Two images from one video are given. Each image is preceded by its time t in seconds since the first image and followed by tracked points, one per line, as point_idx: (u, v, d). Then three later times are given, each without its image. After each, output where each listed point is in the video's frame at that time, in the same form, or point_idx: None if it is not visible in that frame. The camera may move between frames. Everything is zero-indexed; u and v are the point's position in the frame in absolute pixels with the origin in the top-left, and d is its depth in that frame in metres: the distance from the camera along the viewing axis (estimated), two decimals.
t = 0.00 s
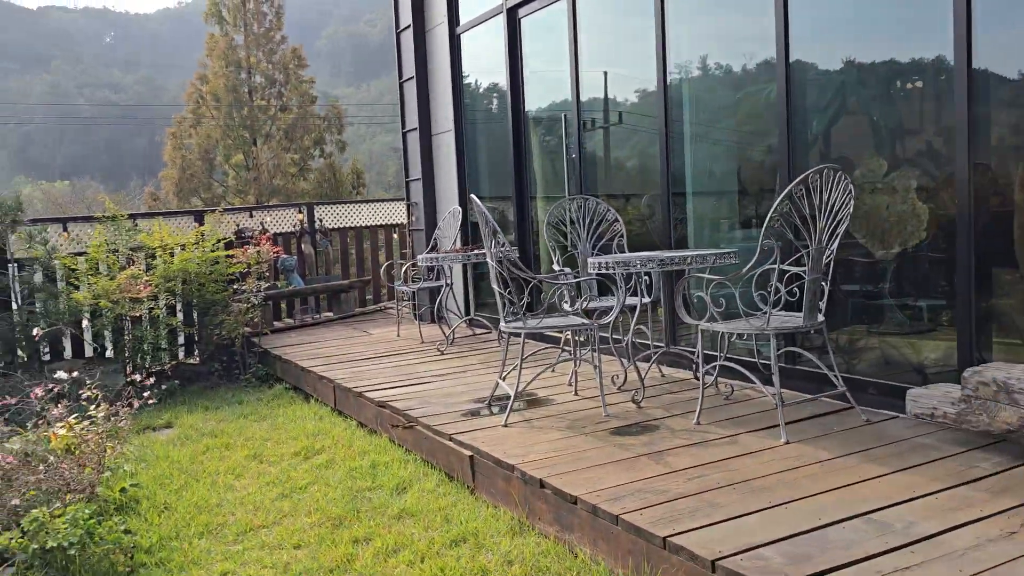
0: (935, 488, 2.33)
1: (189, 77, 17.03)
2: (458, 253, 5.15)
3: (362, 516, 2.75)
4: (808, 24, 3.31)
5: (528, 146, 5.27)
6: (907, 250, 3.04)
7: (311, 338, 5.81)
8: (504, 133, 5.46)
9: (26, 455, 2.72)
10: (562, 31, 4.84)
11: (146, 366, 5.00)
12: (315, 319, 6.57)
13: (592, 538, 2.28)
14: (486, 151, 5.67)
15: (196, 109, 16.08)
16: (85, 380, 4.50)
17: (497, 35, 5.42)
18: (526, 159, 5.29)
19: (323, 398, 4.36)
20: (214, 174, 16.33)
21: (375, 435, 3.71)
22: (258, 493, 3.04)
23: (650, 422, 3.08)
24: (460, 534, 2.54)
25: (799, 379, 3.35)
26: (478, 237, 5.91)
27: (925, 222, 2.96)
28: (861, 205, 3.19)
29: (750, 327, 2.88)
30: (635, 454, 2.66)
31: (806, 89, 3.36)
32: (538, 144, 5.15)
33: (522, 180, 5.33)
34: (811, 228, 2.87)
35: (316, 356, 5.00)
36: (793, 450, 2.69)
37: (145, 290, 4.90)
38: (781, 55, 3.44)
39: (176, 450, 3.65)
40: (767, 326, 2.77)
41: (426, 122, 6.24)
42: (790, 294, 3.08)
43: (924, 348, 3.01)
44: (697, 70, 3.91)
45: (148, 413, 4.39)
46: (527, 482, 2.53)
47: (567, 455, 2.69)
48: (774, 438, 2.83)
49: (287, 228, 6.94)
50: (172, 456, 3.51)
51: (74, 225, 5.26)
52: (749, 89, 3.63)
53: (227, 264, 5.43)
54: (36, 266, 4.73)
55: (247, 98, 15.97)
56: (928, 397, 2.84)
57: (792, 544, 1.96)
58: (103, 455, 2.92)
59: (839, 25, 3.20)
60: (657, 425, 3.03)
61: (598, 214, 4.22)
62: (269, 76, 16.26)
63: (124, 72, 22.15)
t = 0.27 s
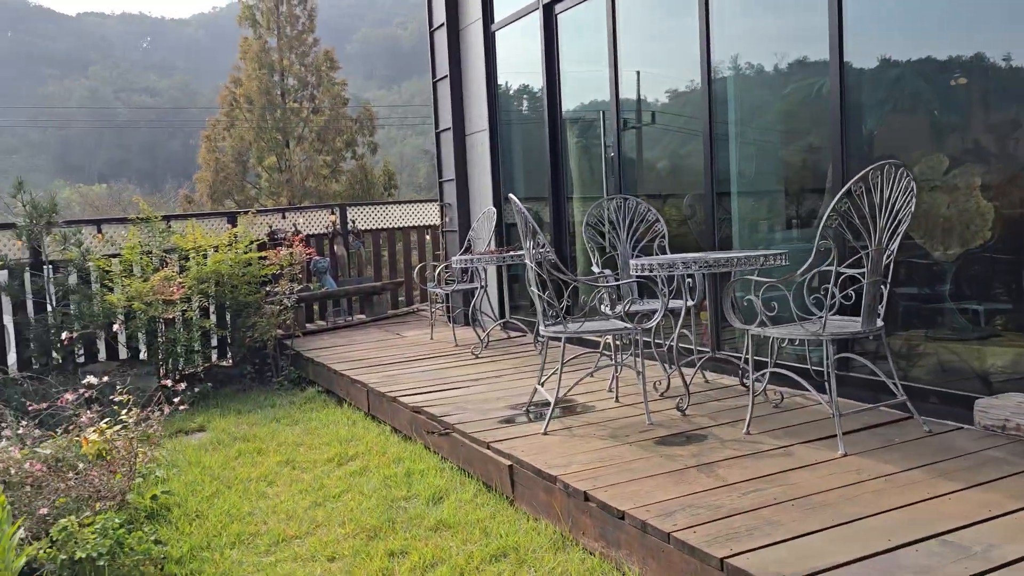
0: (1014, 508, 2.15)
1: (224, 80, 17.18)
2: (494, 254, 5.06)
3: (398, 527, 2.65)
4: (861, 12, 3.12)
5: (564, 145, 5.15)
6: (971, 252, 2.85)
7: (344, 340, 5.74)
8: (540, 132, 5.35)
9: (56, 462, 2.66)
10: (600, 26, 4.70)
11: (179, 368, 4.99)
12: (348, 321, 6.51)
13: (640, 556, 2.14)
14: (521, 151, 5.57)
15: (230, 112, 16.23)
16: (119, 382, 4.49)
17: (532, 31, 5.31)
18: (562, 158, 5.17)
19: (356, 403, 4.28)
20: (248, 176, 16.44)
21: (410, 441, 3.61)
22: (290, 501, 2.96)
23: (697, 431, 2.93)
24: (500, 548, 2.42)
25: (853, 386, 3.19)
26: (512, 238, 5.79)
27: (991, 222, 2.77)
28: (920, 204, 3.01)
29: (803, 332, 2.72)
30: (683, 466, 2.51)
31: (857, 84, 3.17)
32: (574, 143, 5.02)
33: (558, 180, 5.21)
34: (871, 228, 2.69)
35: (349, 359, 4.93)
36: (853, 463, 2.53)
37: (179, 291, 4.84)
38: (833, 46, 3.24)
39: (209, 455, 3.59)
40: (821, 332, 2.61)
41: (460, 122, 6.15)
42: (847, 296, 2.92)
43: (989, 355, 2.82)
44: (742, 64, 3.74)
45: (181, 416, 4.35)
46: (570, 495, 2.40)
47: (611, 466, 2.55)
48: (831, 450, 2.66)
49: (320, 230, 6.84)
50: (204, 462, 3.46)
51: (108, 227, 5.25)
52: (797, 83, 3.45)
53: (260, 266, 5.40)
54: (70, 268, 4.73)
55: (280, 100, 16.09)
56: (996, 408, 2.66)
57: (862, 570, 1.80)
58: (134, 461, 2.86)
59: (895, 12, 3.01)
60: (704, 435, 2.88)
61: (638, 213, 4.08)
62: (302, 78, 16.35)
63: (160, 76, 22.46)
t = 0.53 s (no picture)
0: None
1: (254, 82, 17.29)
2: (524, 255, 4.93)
3: (425, 541, 2.52)
4: None
5: (596, 144, 5.00)
6: None
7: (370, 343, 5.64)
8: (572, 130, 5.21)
9: (74, 468, 2.60)
10: (634, 18, 4.55)
11: (204, 370, 4.94)
12: (375, 323, 6.42)
13: None
14: (551, 150, 5.43)
15: (260, 113, 16.33)
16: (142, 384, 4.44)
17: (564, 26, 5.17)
18: (594, 156, 5.02)
19: (383, 408, 4.17)
20: (277, 178, 16.50)
21: (438, 449, 3.48)
22: (314, 512, 2.85)
23: (741, 442, 2.75)
24: (532, 566, 2.28)
25: (906, 394, 2.99)
26: (542, 239, 5.65)
27: None
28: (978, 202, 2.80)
29: (853, 338, 2.53)
30: (728, 479, 2.34)
31: (910, 75, 2.97)
32: (606, 140, 4.87)
33: (589, 179, 5.06)
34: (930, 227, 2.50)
35: (375, 362, 4.83)
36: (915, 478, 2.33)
37: (204, 291, 4.81)
38: (884, 34, 3.04)
39: (231, 462, 3.51)
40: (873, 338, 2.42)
41: (490, 120, 6.03)
42: (901, 300, 2.74)
43: None
44: (786, 57, 3.56)
45: (205, 420, 4.28)
46: (608, 511, 2.24)
47: (651, 480, 2.38)
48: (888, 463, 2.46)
49: (347, 230, 6.76)
50: (227, 469, 3.37)
51: (134, 227, 5.21)
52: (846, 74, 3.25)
53: (286, 267, 5.34)
54: (95, 269, 4.70)
55: (309, 102, 16.15)
56: None
57: None
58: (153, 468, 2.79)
59: None
60: (749, 446, 2.70)
61: (675, 213, 3.91)
62: (330, 80, 16.37)
63: (192, 79, 22.66)
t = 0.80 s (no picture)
0: None
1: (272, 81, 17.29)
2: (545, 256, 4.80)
3: (442, 557, 2.40)
4: None
5: (619, 141, 4.85)
6: None
7: (387, 344, 5.53)
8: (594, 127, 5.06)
9: (77, 477, 2.60)
10: (658, 10, 4.39)
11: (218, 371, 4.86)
12: (392, 324, 6.31)
13: None
14: (573, 147, 5.29)
15: (278, 112, 16.31)
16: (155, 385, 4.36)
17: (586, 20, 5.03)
18: (617, 154, 4.87)
19: (399, 412, 4.06)
20: (295, 176, 16.48)
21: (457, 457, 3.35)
22: (327, 522, 2.74)
23: (776, 454, 2.59)
24: None
25: (949, 404, 2.82)
26: (563, 239, 5.51)
27: None
28: None
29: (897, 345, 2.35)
30: (764, 496, 2.19)
31: (955, 68, 2.79)
32: (629, 138, 4.72)
33: (612, 177, 4.91)
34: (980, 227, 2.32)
35: (391, 364, 4.72)
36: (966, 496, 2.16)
37: (218, 292, 4.71)
38: (927, 24, 2.85)
39: (243, 467, 3.40)
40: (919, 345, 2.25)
41: (509, 117, 5.90)
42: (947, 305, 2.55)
43: None
44: (820, 49, 3.38)
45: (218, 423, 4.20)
46: (637, 530, 2.11)
47: (681, 497, 2.23)
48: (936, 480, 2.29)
49: (364, 230, 6.66)
50: (238, 475, 3.26)
51: (147, 225, 5.13)
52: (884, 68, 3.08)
53: (301, 266, 5.24)
54: (107, 268, 4.63)
55: (327, 100, 16.10)
56: None
57: None
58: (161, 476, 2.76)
59: None
60: (785, 459, 2.54)
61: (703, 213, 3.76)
62: (348, 79, 16.33)
63: (212, 78, 22.72)
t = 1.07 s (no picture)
0: None
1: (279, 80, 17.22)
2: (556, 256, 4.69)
3: (451, 571, 2.29)
4: None
5: (632, 140, 4.72)
6: None
7: (393, 346, 5.43)
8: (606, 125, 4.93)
9: (71, 485, 2.52)
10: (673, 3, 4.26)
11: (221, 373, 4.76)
12: (399, 325, 6.21)
13: None
14: (584, 146, 5.17)
15: (285, 111, 16.23)
16: (156, 387, 4.26)
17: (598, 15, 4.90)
18: (630, 151, 4.75)
19: (406, 417, 3.95)
20: (302, 175, 16.41)
21: (466, 464, 3.24)
22: (331, 533, 2.63)
23: (802, 466, 2.47)
24: None
25: (983, 412, 2.70)
26: (573, 239, 5.39)
27: None
28: None
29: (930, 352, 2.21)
30: (791, 511, 2.07)
31: (991, 62, 2.66)
32: (642, 135, 4.60)
33: (624, 175, 4.79)
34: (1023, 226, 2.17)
35: (398, 367, 4.62)
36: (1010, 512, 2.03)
37: (222, 292, 4.59)
38: (961, 16, 2.72)
39: (245, 474, 3.30)
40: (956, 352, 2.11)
41: (519, 115, 5.78)
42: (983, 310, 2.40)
43: None
44: (844, 44, 3.25)
45: (220, 426, 4.10)
46: (658, 546, 1.99)
47: (704, 512, 2.11)
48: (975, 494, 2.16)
49: (371, 229, 6.56)
50: (240, 482, 3.15)
51: (150, 224, 5.03)
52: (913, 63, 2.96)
53: (307, 266, 5.13)
54: (109, 266, 4.53)
55: (334, 99, 16.02)
56: None
57: None
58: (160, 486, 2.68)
59: None
60: (811, 471, 2.42)
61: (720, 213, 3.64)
62: (355, 77, 16.24)
63: (219, 77, 22.67)
